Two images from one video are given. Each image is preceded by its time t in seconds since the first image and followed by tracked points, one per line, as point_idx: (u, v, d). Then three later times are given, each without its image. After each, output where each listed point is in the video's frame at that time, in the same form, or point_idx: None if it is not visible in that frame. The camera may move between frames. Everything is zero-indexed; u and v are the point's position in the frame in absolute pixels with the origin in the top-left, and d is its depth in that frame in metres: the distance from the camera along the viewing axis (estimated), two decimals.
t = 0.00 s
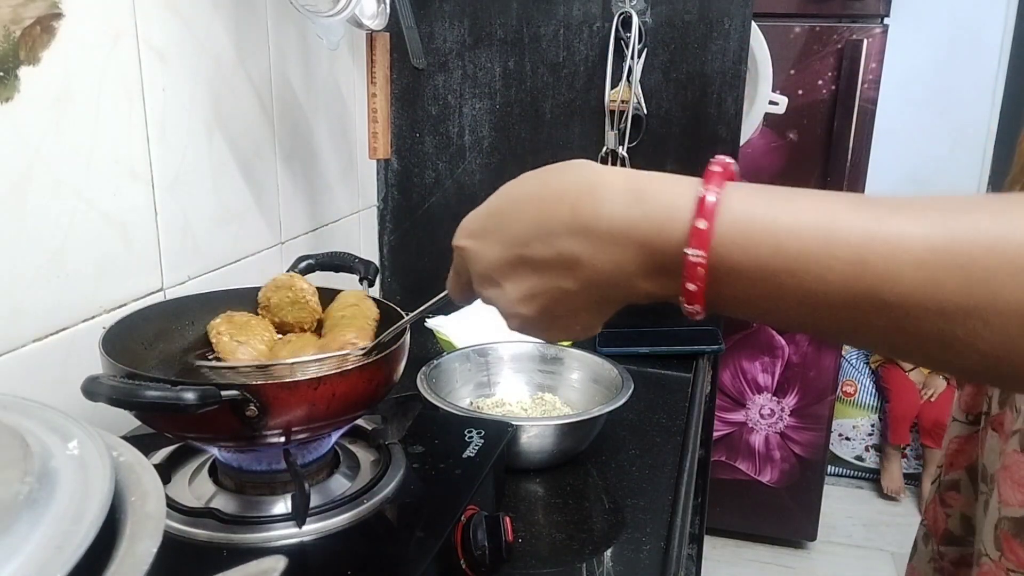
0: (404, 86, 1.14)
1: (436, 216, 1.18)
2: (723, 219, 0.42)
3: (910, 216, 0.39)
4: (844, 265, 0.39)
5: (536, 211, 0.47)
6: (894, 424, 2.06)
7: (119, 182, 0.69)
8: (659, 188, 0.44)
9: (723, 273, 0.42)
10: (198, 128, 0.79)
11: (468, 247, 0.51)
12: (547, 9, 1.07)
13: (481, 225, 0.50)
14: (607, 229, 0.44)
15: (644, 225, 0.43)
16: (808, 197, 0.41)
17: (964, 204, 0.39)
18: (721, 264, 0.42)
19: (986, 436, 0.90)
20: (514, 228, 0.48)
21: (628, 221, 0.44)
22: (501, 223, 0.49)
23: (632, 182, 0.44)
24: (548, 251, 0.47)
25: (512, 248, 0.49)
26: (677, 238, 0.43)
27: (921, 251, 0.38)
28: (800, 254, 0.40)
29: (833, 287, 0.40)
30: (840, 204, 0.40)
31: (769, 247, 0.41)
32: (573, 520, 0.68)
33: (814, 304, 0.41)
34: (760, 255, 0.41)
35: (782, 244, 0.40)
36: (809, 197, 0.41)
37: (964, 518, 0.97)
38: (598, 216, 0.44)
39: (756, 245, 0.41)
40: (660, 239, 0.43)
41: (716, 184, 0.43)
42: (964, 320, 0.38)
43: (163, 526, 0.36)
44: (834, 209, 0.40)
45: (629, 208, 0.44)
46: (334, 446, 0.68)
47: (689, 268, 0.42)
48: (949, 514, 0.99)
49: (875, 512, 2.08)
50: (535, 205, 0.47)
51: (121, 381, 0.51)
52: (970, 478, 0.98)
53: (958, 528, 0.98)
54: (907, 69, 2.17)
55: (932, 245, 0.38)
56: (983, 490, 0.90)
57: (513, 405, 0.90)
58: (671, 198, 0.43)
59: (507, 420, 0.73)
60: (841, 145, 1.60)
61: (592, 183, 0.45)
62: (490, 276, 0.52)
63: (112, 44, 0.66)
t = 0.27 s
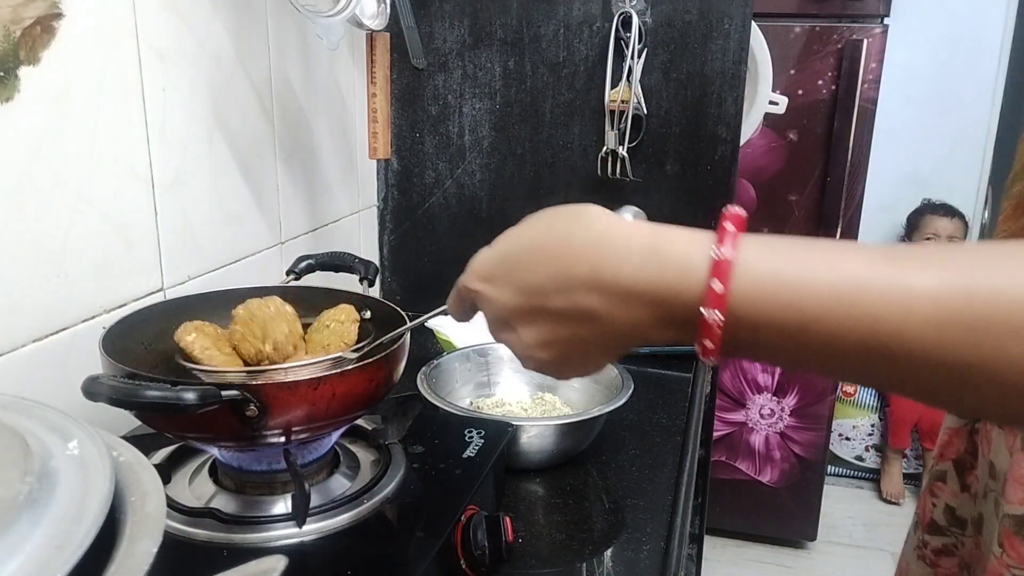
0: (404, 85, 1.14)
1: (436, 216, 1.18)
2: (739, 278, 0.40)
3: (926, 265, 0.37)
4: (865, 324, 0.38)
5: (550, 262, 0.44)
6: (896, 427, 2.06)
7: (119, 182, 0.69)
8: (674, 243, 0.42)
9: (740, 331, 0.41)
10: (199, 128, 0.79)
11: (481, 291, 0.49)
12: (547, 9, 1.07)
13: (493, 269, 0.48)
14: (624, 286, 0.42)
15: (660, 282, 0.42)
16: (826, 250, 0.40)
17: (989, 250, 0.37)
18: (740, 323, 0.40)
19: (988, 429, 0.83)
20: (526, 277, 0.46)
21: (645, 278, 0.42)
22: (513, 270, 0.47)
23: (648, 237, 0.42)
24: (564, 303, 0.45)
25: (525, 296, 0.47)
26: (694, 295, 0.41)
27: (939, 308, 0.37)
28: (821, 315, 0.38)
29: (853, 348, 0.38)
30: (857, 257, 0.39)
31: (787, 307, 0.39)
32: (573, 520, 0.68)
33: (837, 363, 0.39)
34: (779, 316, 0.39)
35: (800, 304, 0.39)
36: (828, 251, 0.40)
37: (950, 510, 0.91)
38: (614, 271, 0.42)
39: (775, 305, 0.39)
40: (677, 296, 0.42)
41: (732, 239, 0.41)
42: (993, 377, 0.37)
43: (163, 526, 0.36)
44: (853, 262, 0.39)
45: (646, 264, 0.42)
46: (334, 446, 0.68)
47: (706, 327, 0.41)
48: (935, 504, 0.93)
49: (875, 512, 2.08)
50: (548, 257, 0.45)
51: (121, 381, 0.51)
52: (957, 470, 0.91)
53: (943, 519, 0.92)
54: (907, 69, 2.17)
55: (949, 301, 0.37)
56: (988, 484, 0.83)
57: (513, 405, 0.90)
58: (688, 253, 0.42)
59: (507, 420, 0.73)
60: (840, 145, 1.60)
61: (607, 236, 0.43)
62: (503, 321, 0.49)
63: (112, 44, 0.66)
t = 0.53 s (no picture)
0: (404, 85, 1.14)
1: (436, 216, 1.18)
2: (826, 304, 0.40)
3: (1009, 301, 0.38)
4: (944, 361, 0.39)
5: (628, 275, 0.43)
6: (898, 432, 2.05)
7: (119, 182, 0.69)
8: (760, 265, 0.42)
9: (816, 350, 0.41)
10: (199, 128, 0.79)
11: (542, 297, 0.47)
12: (547, 9, 1.07)
13: (558, 275, 0.46)
14: (708, 304, 0.42)
15: (748, 306, 0.41)
16: (912, 279, 0.40)
17: None
18: (821, 350, 0.41)
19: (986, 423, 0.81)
20: (597, 287, 0.44)
21: (731, 300, 0.41)
22: (584, 279, 0.45)
23: (735, 257, 0.42)
24: (638, 317, 0.44)
25: (593, 306, 0.45)
26: (778, 320, 0.41)
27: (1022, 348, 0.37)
28: (903, 349, 0.39)
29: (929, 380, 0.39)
30: (941, 290, 0.39)
31: (871, 336, 0.40)
32: (573, 520, 0.68)
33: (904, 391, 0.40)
34: (862, 345, 0.40)
35: (885, 335, 0.39)
36: (913, 282, 0.40)
37: (936, 503, 0.90)
38: (701, 292, 0.42)
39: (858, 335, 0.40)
40: (761, 319, 0.41)
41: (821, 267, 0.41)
42: None
43: (163, 526, 0.36)
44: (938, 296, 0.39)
45: (730, 285, 0.41)
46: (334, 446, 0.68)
47: (786, 352, 0.41)
48: (921, 495, 0.92)
49: (875, 512, 2.08)
50: (626, 269, 0.43)
51: (121, 381, 0.51)
52: (943, 462, 0.90)
53: (928, 511, 0.91)
54: (907, 70, 2.17)
55: None
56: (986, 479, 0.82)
57: (513, 405, 0.90)
58: (774, 275, 0.41)
59: (507, 420, 0.73)
60: (840, 145, 1.60)
61: (693, 255, 0.42)
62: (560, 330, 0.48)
63: (112, 44, 0.66)
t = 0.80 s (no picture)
0: (404, 85, 1.14)
1: (436, 216, 1.18)
2: (914, 290, 0.44)
3: None
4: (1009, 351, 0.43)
5: (724, 249, 0.46)
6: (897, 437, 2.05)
7: (119, 182, 0.69)
8: (851, 244, 0.45)
9: (895, 327, 0.45)
10: (198, 128, 0.79)
11: (625, 265, 0.50)
12: (547, 9, 1.07)
13: (647, 243, 0.49)
14: (803, 279, 0.45)
15: (839, 285, 0.45)
16: (993, 272, 0.44)
17: None
18: (899, 329, 0.45)
19: (983, 426, 0.81)
20: (691, 258, 0.47)
21: (824, 280, 0.45)
22: (674, 249, 0.48)
23: (827, 238, 0.45)
24: (728, 287, 0.47)
25: (683, 275, 0.48)
26: (865, 299, 0.45)
27: None
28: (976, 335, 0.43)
29: (987, 365, 0.44)
30: (1016, 282, 0.43)
31: (948, 320, 0.44)
32: (573, 521, 0.68)
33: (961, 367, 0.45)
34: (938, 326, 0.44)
35: (964, 319, 0.43)
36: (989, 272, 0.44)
37: (929, 507, 0.91)
38: (795, 270, 0.45)
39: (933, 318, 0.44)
40: (847, 297, 0.45)
41: (914, 251, 0.44)
42: None
43: (163, 526, 0.36)
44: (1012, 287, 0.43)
45: (826, 262, 0.45)
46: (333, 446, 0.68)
47: (867, 329, 0.45)
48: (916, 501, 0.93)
49: (875, 512, 2.08)
50: (722, 241, 0.46)
51: (121, 381, 0.51)
52: (937, 466, 0.90)
53: (922, 515, 0.92)
54: (906, 70, 2.17)
55: None
56: (982, 481, 0.82)
57: (513, 405, 0.90)
58: (866, 256, 0.45)
59: (507, 420, 0.73)
60: (840, 145, 1.60)
61: (789, 232, 0.45)
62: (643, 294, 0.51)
63: (112, 44, 0.66)
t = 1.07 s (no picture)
0: (404, 85, 1.14)
1: (436, 216, 1.18)
2: (923, 290, 0.50)
3: None
4: (1003, 340, 0.49)
5: (748, 255, 0.52)
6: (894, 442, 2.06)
7: (119, 183, 0.69)
8: (862, 246, 0.51)
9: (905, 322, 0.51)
10: (199, 128, 0.79)
11: (652, 272, 0.56)
12: (547, 9, 1.07)
13: (673, 252, 0.54)
14: (819, 280, 0.52)
15: (852, 285, 0.51)
16: (989, 271, 0.50)
17: None
18: (908, 323, 0.51)
19: (989, 430, 0.82)
20: (717, 266, 0.53)
21: (839, 280, 0.51)
22: (698, 256, 0.54)
23: (840, 243, 0.51)
24: (752, 290, 0.54)
25: (708, 280, 0.54)
26: (877, 297, 0.51)
27: None
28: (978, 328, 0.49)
29: (986, 353, 0.50)
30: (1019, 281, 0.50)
31: (952, 316, 0.50)
32: (573, 521, 0.68)
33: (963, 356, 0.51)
34: (944, 319, 0.50)
35: (966, 315, 0.50)
36: (986, 270, 0.50)
37: (946, 514, 0.91)
38: (812, 272, 0.51)
39: (940, 312, 0.50)
40: (861, 294, 0.51)
41: (923, 253, 0.50)
42: None
43: (163, 526, 0.36)
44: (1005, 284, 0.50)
45: (839, 265, 0.51)
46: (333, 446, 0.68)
47: (880, 326, 0.52)
48: (928, 508, 0.93)
49: (876, 512, 2.08)
50: (745, 249, 0.52)
51: (121, 381, 0.51)
52: (953, 473, 0.90)
53: (938, 522, 0.92)
54: (906, 70, 2.17)
55: None
56: (991, 485, 0.82)
57: (513, 405, 0.90)
58: (877, 257, 0.51)
59: (507, 420, 0.73)
60: (840, 145, 1.60)
61: (805, 237, 0.52)
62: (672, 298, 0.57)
63: (113, 44, 0.66)
